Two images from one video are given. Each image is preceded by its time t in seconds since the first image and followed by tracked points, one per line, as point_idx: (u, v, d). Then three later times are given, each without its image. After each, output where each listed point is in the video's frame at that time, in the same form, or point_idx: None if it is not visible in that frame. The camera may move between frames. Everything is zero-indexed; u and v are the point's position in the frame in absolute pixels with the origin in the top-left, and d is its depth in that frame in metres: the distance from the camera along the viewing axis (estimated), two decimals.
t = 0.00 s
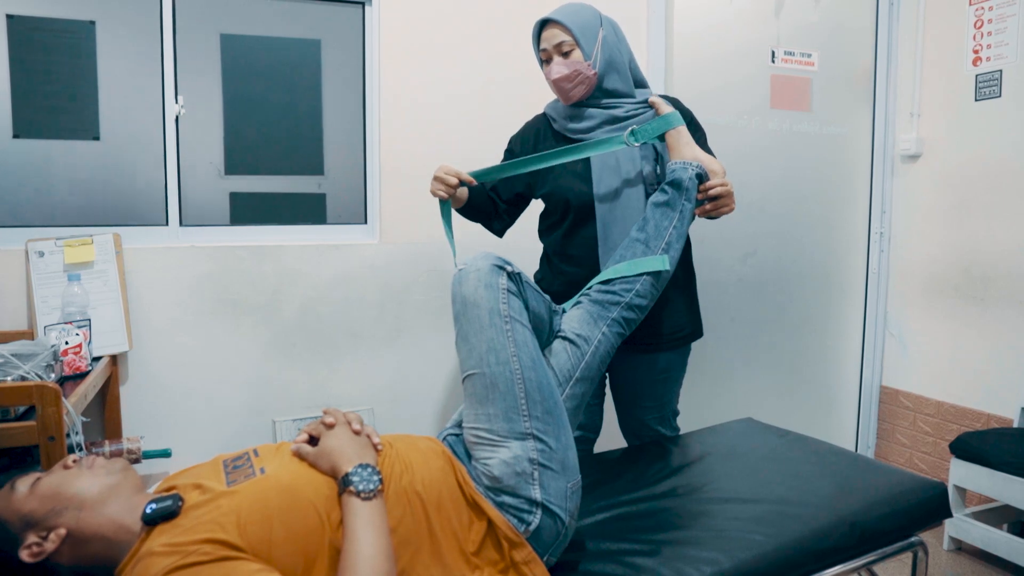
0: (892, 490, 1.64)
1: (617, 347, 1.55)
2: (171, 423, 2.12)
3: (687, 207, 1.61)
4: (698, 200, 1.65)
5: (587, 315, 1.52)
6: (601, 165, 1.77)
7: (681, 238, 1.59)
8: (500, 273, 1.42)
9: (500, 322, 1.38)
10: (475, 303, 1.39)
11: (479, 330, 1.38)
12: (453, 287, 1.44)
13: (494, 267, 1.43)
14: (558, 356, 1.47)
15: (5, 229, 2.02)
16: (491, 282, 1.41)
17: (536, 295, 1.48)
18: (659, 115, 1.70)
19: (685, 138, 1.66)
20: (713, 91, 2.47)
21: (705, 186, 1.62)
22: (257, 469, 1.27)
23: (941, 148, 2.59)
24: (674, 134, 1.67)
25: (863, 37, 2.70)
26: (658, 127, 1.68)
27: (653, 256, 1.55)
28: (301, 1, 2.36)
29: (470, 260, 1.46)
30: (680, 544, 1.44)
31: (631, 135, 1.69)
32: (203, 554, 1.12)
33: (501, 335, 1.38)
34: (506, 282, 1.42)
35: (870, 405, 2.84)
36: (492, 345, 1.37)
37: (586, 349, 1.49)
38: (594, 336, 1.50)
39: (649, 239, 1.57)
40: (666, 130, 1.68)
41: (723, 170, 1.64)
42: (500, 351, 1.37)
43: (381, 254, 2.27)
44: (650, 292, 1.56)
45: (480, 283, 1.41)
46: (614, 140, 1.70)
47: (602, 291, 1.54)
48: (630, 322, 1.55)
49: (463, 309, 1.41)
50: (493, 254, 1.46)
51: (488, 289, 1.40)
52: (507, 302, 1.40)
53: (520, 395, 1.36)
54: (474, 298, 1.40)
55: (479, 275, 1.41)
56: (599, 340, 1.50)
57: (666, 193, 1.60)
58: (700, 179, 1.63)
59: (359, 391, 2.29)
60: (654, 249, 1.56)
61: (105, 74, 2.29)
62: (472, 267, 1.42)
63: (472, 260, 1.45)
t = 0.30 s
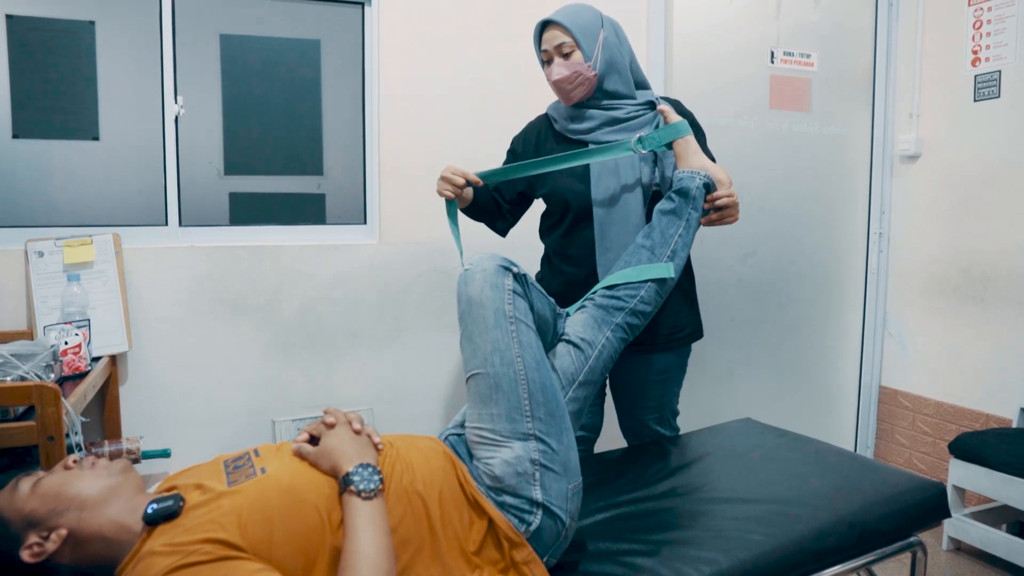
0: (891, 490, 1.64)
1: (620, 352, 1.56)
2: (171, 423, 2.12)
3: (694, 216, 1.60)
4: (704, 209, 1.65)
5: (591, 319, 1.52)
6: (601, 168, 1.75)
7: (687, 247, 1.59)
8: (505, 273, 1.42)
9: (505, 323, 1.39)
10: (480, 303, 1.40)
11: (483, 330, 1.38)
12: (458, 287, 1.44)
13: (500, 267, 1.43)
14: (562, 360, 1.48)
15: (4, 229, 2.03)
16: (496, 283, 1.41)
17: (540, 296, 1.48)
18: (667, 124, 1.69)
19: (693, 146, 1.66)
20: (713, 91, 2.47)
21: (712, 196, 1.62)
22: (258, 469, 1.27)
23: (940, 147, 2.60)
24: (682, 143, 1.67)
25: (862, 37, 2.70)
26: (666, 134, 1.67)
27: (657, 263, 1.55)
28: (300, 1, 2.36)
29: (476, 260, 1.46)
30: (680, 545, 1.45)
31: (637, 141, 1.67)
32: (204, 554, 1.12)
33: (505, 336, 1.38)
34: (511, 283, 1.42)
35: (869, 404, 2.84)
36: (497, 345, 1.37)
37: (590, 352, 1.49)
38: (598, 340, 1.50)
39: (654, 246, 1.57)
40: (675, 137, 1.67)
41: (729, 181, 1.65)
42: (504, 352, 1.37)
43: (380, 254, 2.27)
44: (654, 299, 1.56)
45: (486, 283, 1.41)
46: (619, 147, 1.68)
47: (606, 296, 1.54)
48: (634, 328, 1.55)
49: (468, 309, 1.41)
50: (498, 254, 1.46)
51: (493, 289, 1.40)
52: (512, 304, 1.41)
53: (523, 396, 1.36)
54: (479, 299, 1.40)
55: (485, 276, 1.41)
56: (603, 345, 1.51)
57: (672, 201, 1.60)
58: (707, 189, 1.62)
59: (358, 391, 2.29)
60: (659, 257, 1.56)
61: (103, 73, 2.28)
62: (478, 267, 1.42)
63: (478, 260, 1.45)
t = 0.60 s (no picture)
0: (890, 491, 1.64)
1: (619, 352, 1.56)
2: (171, 423, 2.12)
3: (692, 215, 1.60)
4: (702, 209, 1.65)
5: (589, 319, 1.52)
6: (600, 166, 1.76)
7: (685, 246, 1.59)
8: (502, 275, 1.43)
9: (502, 325, 1.39)
10: (477, 305, 1.40)
11: (481, 332, 1.39)
12: (455, 289, 1.45)
13: (497, 269, 1.43)
14: (560, 360, 1.48)
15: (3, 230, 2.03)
16: (493, 284, 1.41)
17: (538, 298, 1.48)
18: (665, 123, 1.68)
19: (691, 146, 1.65)
20: (711, 92, 2.47)
21: (709, 196, 1.62)
22: (257, 471, 1.27)
23: (938, 149, 2.60)
24: (680, 143, 1.66)
25: (861, 38, 2.71)
26: (664, 134, 1.67)
27: (654, 262, 1.56)
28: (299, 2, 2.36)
29: (473, 262, 1.46)
30: (679, 545, 1.45)
31: (636, 141, 1.67)
32: (204, 555, 1.12)
33: (502, 338, 1.38)
34: (508, 285, 1.43)
35: (868, 405, 2.84)
36: (494, 347, 1.37)
37: (588, 353, 1.49)
38: (596, 341, 1.50)
39: (653, 246, 1.57)
40: (672, 138, 1.67)
41: (728, 180, 1.63)
42: (501, 354, 1.37)
43: (379, 255, 2.27)
44: (652, 299, 1.56)
45: (482, 285, 1.42)
46: (618, 147, 1.69)
47: (604, 296, 1.54)
48: (632, 328, 1.56)
49: (465, 311, 1.42)
50: (495, 256, 1.47)
51: (490, 291, 1.40)
52: (509, 305, 1.41)
53: (521, 398, 1.36)
54: (476, 301, 1.40)
55: (481, 278, 1.42)
56: (601, 345, 1.51)
57: (670, 201, 1.60)
58: (705, 188, 1.62)
59: (357, 392, 2.29)
60: (657, 256, 1.56)
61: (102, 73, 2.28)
62: (474, 270, 1.43)
63: (475, 262, 1.46)
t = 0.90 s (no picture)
0: (891, 492, 1.64)
1: (619, 353, 1.56)
2: (171, 424, 2.12)
3: (693, 216, 1.60)
4: (703, 210, 1.65)
5: (590, 320, 1.52)
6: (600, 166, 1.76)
7: (686, 247, 1.60)
8: (503, 276, 1.43)
9: (503, 326, 1.39)
10: (478, 306, 1.40)
11: (482, 333, 1.39)
12: (456, 290, 1.45)
13: (498, 270, 1.43)
14: (561, 361, 1.48)
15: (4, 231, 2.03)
16: (494, 285, 1.41)
17: (539, 298, 1.49)
18: (666, 124, 1.68)
19: (691, 147, 1.65)
20: (712, 93, 2.48)
21: (709, 196, 1.62)
22: (260, 472, 1.27)
23: (938, 150, 2.60)
24: (680, 143, 1.66)
25: (861, 39, 2.71)
26: (664, 135, 1.66)
27: (655, 264, 1.56)
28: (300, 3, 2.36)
29: (474, 263, 1.47)
30: (681, 546, 1.45)
31: (636, 142, 1.66)
32: (206, 556, 1.12)
33: (504, 339, 1.38)
34: (509, 286, 1.43)
35: (868, 405, 2.84)
36: (495, 349, 1.37)
37: (589, 354, 1.49)
38: (597, 341, 1.51)
39: (653, 246, 1.57)
40: (672, 139, 1.66)
41: (728, 180, 1.63)
42: (503, 355, 1.37)
43: (380, 256, 2.27)
44: (652, 300, 1.56)
45: (483, 286, 1.42)
46: (618, 147, 1.68)
47: (605, 297, 1.54)
48: (632, 329, 1.56)
49: (467, 312, 1.42)
50: (497, 257, 1.47)
51: (491, 292, 1.40)
52: (510, 306, 1.41)
53: (522, 399, 1.36)
54: (477, 302, 1.40)
55: (482, 279, 1.42)
56: (602, 346, 1.51)
57: (670, 201, 1.60)
58: (705, 189, 1.62)
59: (357, 393, 2.29)
60: (658, 257, 1.56)
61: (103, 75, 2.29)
62: (476, 271, 1.43)
63: (476, 263, 1.46)
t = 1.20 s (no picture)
0: (894, 493, 1.64)
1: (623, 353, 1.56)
2: (174, 425, 2.12)
3: (697, 217, 1.60)
4: (706, 211, 1.65)
5: (594, 320, 1.52)
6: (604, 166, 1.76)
7: (689, 249, 1.60)
8: (507, 276, 1.43)
9: (507, 327, 1.39)
10: (482, 307, 1.40)
11: (486, 334, 1.39)
12: (460, 291, 1.45)
13: (502, 271, 1.43)
14: (565, 362, 1.48)
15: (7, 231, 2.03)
16: (498, 286, 1.41)
17: (543, 299, 1.49)
18: (670, 125, 1.68)
19: (695, 149, 1.65)
20: (714, 94, 2.48)
21: (713, 198, 1.62)
22: (262, 472, 1.27)
23: (941, 150, 2.60)
24: (684, 145, 1.66)
25: (863, 40, 2.72)
26: (667, 136, 1.66)
27: (659, 265, 1.55)
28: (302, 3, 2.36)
29: (479, 264, 1.47)
30: (684, 547, 1.45)
31: (640, 143, 1.66)
32: (209, 556, 1.12)
33: (508, 340, 1.38)
34: (513, 287, 1.43)
35: (870, 406, 2.83)
36: (499, 349, 1.37)
37: (593, 355, 1.49)
38: (601, 342, 1.50)
39: (657, 248, 1.57)
40: (676, 140, 1.66)
41: (732, 184, 1.63)
42: (507, 356, 1.37)
43: (382, 256, 2.27)
44: (656, 301, 1.56)
45: (488, 286, 1.42)
46: (623, 149, 1.67)
47: (609, 298, 1.54)
48: (636, 330, 1.56)
49: (471, 313, 1.42)
50: (501, 258, 1.47)
51: (495, 292, 1.40)
52: (515, 307, 1.41)
53: (526, 400, 1.36)
54: (481, 302, 1.40)
55: (487, 279, 1.42)
56: (606, 346, 1.51)
57: (674, 203, 1.60)
58: (709, 191, 1.62)
59: (359, 394, 2.29)
60: (661, 258, 1.56)
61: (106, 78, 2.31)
62: (480, 271, 1.43)
63: (481, 264, 1.46)
